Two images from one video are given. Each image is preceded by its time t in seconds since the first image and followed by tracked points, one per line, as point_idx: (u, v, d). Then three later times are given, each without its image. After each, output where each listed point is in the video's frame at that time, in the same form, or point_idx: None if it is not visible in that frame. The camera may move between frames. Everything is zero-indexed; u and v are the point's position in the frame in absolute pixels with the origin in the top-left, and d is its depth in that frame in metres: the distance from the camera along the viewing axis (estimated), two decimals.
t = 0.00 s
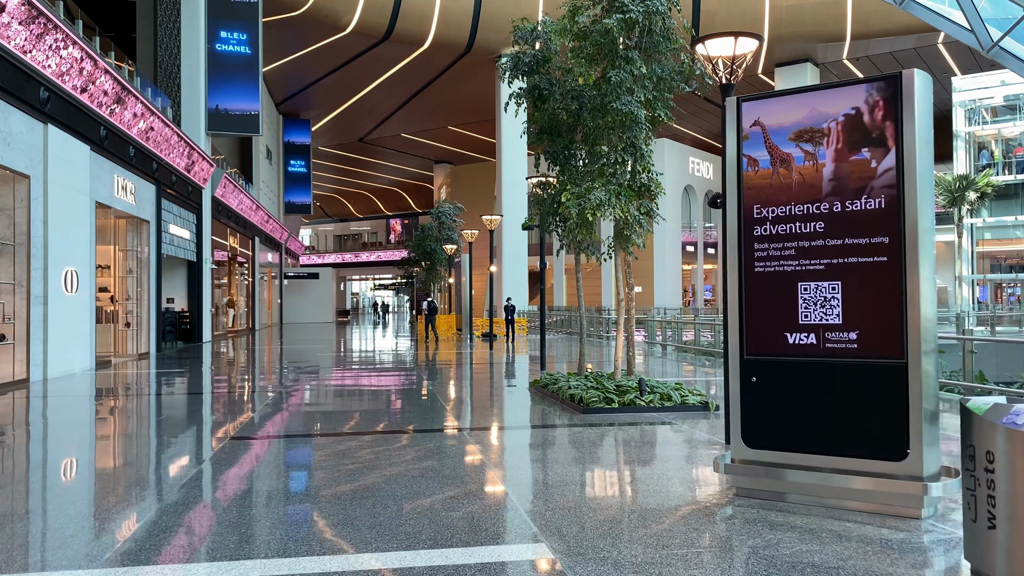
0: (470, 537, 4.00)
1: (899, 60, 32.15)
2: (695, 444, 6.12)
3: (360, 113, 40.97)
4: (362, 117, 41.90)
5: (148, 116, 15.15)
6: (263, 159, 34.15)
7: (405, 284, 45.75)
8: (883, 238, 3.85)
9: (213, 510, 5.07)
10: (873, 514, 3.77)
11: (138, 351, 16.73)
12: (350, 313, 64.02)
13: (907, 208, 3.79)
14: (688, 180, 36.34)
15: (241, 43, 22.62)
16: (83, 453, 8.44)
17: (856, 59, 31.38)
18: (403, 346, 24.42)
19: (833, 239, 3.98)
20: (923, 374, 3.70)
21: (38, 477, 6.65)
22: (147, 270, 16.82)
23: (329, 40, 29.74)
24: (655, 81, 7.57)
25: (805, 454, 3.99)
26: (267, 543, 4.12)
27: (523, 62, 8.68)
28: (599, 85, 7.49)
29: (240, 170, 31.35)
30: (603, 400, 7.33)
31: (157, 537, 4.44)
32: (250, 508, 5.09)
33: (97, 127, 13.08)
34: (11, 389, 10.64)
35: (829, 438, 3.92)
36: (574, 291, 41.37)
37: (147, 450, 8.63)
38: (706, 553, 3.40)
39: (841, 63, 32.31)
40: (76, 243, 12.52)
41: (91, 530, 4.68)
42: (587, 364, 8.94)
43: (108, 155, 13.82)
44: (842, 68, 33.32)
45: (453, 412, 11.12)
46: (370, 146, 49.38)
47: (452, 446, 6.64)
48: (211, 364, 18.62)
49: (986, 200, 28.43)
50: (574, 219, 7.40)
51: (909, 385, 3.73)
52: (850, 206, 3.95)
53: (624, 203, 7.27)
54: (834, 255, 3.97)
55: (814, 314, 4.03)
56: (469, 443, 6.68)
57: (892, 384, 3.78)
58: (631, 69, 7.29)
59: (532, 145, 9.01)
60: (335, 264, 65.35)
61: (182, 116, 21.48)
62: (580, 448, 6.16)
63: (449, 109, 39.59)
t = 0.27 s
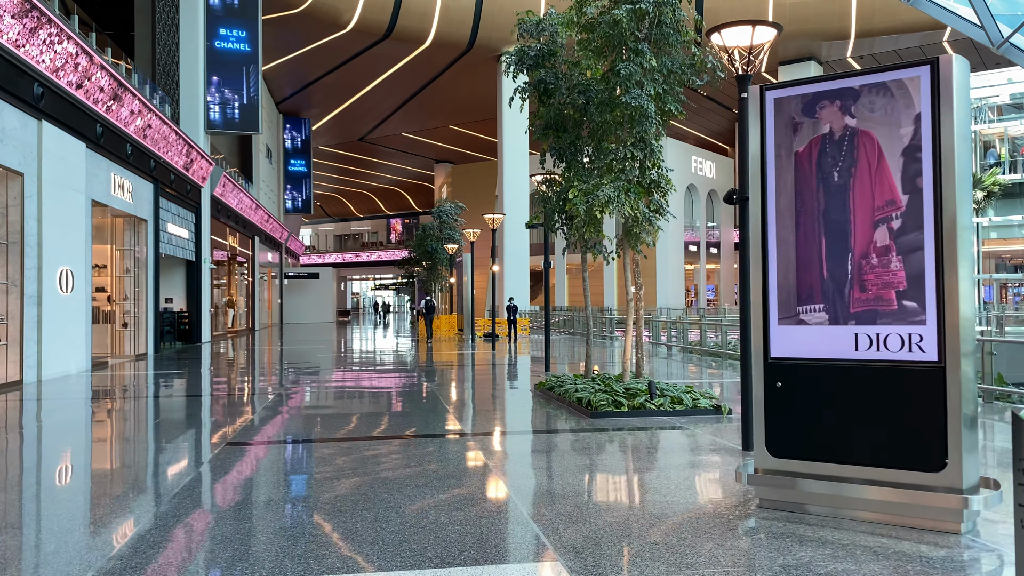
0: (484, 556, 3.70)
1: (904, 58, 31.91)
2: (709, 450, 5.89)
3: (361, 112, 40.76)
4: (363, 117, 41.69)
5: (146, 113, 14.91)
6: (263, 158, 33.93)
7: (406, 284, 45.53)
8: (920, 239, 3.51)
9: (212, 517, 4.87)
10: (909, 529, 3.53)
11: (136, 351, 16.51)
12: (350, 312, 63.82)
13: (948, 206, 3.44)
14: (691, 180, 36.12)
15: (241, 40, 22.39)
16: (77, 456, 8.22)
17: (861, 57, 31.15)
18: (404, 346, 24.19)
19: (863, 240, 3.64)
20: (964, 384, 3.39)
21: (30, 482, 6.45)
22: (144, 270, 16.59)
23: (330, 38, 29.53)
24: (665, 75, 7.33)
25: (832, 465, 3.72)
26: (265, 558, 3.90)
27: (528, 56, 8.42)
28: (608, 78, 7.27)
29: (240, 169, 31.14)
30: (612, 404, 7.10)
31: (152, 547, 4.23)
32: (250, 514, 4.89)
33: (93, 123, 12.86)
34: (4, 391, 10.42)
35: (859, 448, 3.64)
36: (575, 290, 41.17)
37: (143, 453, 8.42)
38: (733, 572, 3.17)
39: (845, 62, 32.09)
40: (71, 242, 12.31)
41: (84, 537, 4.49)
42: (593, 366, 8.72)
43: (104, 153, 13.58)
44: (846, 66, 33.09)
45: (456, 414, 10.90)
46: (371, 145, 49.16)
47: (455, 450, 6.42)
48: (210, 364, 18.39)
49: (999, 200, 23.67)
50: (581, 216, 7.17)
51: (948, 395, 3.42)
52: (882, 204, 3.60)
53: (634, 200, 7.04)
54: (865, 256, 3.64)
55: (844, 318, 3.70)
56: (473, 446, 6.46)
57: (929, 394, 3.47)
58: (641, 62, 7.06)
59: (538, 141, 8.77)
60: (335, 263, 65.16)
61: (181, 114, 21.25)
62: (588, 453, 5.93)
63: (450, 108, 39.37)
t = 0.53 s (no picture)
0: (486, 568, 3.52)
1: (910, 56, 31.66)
2: (723, 455, 5.67)
3: (362, 111, 40.55)
4: (364, 116, 41.49)
5: (144, 111, 14.69)
6: (263, 157, 33.72)
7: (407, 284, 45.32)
8: (959, 235, 3.29)
9: (211, 522, 4.70)
10: (947, 545, 3.31)
11: (134, 352, 16.30)
12: (352, 312, 63.63)
13: (988, 200, 3.22)
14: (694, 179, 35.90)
15: (240, 37, 22.12)
16: (73, 459, 8.04)
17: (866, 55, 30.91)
18: (406, 346, 23.97)
19: (897, 236, 3.42)
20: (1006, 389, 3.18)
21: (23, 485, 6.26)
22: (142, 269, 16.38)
23: (330, 36, 29.32)
24: (676, 67, 7.10)
25: (861, 475, 3.52)
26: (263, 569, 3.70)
27: (533, 49, 8.19)
28: (616, 72, 7.07)
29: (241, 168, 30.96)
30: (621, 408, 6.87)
31: (149, 553, 4.05)
32: (253, 519, 4.72)
33: (89, 120, 12.66)
34: None
35: (891, 457, 3.44)
36: (577, 290, 40.95)
37: (139, 456, 8.23)
38: None
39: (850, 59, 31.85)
40: (67, 241, 12.08)
41: (79, 541, 4.33)
42: (600, 368, 8.49)
43: (101, 150, 13.38)
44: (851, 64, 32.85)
45: (458, 416, 10.67)
46: (372, 144, 48.97)
47: (461, 454, 6.21)
48: (209, 365, 18.18)
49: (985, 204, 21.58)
50: (589, 214, 6.94)
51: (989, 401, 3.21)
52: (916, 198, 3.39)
53: (644, 197, 6.80)
54: (899, 254, 3.42)
55: (876, 321, 3.49)
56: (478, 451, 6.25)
57: (969, 399, 3.26)
58: (651, 53, 6.84)
59: (543, 137, 8.55)
60: (336, 263, 64.98)
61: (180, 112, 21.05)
62: (599, 459, 5.71)
63: (452, 107, 39.15)
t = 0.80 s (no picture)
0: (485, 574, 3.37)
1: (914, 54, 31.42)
2: (735, 459, 5.45)
3: (363, 110, 40.35)
4: (365, 115, 41.28)
5: (140, 107, 14.47)
6: (263, 156, 33.53)
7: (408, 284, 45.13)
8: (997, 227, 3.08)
9: (209, 526, 4.53)
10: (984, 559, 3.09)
11: (131, 352, 16.10)
12: (353, 312, 63.46)
13: None
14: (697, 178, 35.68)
15: (239, 34, 21.95)
16: (66, 461, 7.85)
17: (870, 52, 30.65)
18: (407, 346, 23.76)
19: (929, 228, 3.20)
20: None
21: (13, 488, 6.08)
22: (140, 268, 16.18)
23: (330, 34, 29.11)
24: (684, 59, 6.89)
25: (890, 484, 3.29)
26: None
27: (536, 41, 7.96)
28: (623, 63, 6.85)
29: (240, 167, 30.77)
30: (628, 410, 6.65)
31: (139, 561, 3.86)
32: (253, 523, 4.53)
33: (84, 117, 12.47)
34: None
35: (922, 465, 3.22)
36: (580, 290, 40.73)
37: (135, 458, 8.04)
38: None
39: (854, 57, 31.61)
40: (61, 239, 11.88)
41: (74, 546, 4.15)
42: (604, 369, 8.27)
43: (96, 147, 13.16)
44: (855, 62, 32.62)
45: (460, 417, 10.45)
46: (373, 144, 48.79)
47: (462, 456, 6.00)
48: (208, 365, 17.97)
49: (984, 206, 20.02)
50: (594, 209, 6.73)
51: None
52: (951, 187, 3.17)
53: (650, 192, 6.59)
54: (931, 247, 3.20)
55: (905, 319, 3.27)
56: (480, 454, 6.04)
57: (1008, 403, 3.05)
58: (658, 44, 6.62)
59: (547, 132, 8.33)
60: (337, 263, 64.82)
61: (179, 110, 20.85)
62: (605, 463, 5.50)
63: (453, 106, 38.93)
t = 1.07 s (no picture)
0: None
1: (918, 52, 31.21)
2: (748, 469, 5.20)
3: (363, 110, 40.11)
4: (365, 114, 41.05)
5: (136, 105, 14.22)
6: (263, 155, 33.33)
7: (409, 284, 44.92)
8: None
9: (206, 537, 4.27)
10: None
11: (126, 354, 15.86)
12: (354, 312, 63.24)
13: None
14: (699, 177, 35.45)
15: (237, 32, 21.55)
16: (59, 466, 7.62)
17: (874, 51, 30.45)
18: (407, 347, 23.51)
19: (965, 230, 2.96)
20: None
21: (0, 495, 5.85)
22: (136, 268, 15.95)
23: (330, 32, 28.88)
24: (693, 52, 6.64)
25: (927, 505, 3.05)
26: None
27: (539, 35, 7.71)
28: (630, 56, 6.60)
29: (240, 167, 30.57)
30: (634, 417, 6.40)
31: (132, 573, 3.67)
32: (252, 533, 4.32)
33: (78, 114, 12.24)
34: None
35: (960, 485, 2.97)
36: (581, 290, 40.46)
37: (129, 464, 7.81)
38: None
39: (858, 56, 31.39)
40: (54, 240, 11.65)
41: (65, 560, 3.89)
42: (609, 373, 8.01)
43: (89, 145, 12.94)
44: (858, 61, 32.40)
45: (461, 421, 10.19)
46: (374, 143, 48.57)
47: (464, 464, 5.76)
48: (206, 367, 17.75)
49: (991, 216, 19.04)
50: (600, 208, 6.50)
51: None
52: (990, 184, 2.91)
53: (658, 189, 6.35)
54: (971, 250, 2.95)
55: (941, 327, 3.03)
56: (482, 461, 5.80)
57: None
58: (666, 36, 6.39)
59: (550, 128, 8.09)
60: (338, 263, 64.63)
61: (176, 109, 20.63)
62: (612, 471, 5.28)
63: (454, 105, 38.71)
